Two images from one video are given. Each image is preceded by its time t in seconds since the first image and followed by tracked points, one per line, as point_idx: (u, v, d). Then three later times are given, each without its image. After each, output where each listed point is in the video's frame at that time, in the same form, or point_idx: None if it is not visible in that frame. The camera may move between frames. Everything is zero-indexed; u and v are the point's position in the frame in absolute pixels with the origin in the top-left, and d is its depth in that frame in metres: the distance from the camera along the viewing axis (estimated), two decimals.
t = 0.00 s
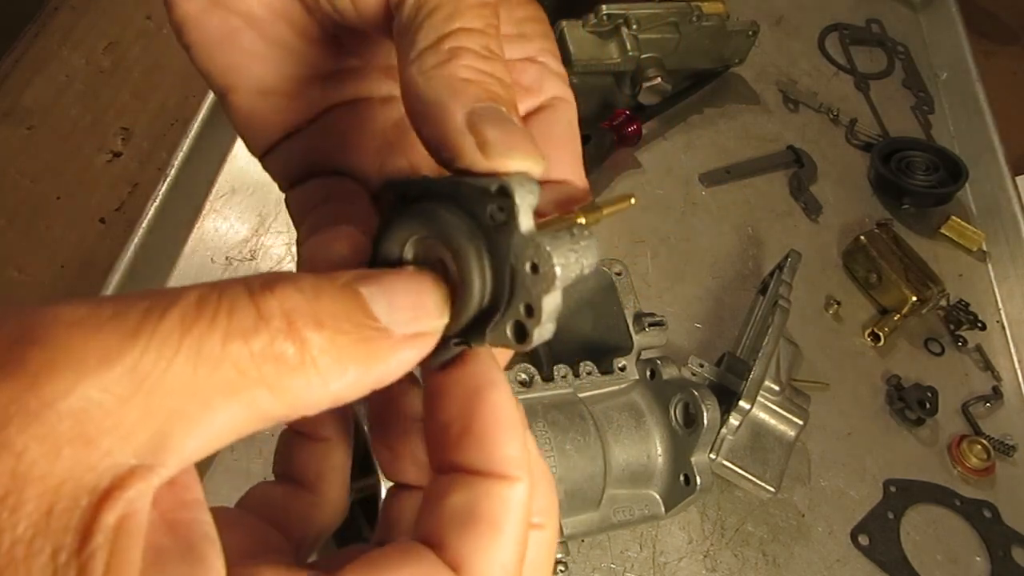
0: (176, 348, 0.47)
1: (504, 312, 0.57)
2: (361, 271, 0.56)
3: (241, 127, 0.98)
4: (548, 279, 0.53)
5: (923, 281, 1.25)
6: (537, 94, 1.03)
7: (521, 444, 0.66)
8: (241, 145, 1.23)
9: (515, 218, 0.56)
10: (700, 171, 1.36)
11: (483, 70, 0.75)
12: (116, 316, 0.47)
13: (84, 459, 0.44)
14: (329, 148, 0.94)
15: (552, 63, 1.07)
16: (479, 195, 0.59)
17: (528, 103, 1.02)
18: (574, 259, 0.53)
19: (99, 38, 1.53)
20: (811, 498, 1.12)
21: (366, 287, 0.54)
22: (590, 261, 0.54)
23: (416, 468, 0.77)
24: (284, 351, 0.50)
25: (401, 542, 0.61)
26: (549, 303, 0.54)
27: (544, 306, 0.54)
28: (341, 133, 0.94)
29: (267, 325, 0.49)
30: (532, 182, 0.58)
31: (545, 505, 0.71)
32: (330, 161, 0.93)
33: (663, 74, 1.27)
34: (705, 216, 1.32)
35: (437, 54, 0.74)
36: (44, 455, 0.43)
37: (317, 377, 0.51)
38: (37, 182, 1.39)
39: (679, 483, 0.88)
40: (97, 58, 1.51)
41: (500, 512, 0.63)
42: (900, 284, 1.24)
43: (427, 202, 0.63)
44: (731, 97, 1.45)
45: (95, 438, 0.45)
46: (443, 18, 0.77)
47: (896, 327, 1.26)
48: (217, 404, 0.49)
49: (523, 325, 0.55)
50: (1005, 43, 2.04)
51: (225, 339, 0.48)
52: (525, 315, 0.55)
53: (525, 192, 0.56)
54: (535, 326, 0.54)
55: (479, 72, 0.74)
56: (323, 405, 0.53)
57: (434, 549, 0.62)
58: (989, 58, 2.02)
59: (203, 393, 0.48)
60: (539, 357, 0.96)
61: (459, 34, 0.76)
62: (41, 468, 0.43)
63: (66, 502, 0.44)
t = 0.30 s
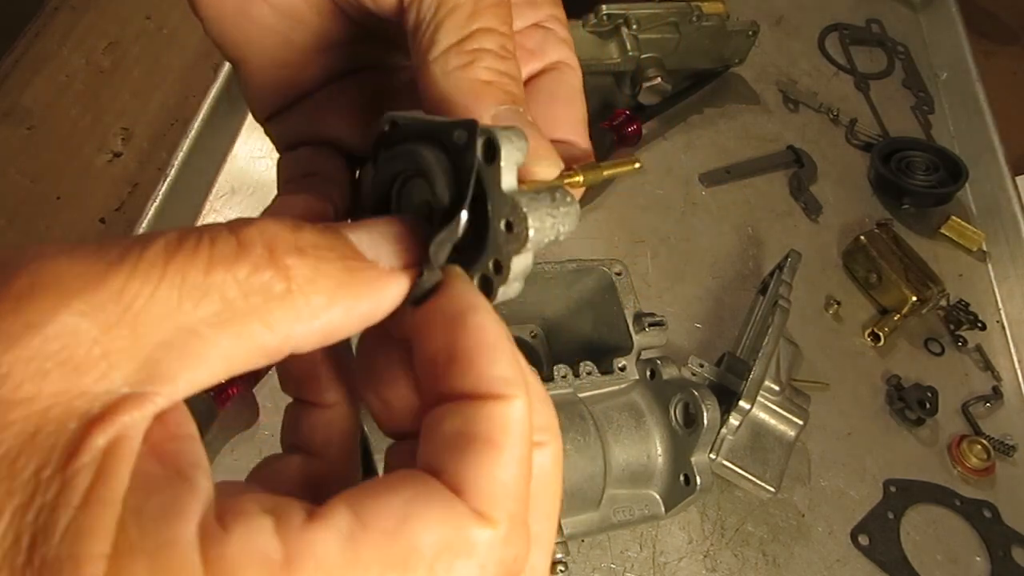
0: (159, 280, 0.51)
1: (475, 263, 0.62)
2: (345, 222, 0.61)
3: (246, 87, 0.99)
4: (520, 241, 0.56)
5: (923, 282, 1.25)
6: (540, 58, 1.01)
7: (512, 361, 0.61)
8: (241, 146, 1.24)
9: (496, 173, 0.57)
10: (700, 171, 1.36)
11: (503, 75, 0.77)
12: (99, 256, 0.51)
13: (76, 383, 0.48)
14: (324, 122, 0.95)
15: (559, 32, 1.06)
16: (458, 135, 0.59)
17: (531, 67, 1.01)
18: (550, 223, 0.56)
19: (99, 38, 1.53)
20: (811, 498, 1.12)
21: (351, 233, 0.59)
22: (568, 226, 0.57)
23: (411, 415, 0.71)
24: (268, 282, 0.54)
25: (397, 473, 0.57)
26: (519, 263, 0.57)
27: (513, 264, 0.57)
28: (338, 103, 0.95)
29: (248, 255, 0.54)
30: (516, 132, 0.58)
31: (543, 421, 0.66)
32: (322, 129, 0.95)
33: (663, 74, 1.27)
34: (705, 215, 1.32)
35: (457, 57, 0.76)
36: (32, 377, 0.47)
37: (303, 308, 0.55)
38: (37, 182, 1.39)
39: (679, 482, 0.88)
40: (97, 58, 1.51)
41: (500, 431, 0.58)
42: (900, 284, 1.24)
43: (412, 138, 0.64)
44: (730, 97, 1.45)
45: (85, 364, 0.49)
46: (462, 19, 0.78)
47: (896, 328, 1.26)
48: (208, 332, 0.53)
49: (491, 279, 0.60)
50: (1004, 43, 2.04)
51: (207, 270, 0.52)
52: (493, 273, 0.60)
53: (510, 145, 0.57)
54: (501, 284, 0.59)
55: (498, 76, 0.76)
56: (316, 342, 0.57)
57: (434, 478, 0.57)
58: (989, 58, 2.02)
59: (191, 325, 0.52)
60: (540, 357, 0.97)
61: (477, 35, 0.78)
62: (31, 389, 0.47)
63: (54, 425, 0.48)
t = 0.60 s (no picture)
0: (142, 256, 0.50)
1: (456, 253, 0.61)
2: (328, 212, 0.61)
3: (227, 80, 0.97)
4: (497, 223, 0.55)
5: (923, 282, 1.25)
6: (527, 46, 1.01)
7: (493, 354, 0.61)
8: (241, 145, 1.23)
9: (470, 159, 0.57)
10: (700, 171, 1.36)
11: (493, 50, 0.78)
12: (82, 231, 0.50)
13: (57, 358, 0.48)
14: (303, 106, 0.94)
15: (546, 20, 1.05)
16: (432, 125, 0.59)
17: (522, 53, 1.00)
18: (525, 205, 0.55)
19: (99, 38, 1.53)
20: (811, 498, 1.12)
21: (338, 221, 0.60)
22: (545, 209, 0.57)
23: (392, 409, 0.72)
24: (252, 262, 0.53)
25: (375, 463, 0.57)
26: (498, 247, 0.56)
27: (492, 249, 0.56)
28: (326, 87, 0.95)
29: (232, 233, 0.53)
30: (487, 120, 0.58)
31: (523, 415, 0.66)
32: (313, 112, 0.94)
33: (663, 74, 1.27)
34: (705, 215, 1.32)
35: (448, 21, 0.77)
36: (13, 351, 0.47)
37: (289, 288, 0.55)
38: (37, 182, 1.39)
39: (679, 483, 0.88)
40: (97, 59, 1.51)
41: (477, 426, 0.58)
42: (900, 284, 1.24)
43: (389, 132, 0.64)
44: (730, 97, 1.45)
45: (67, 338, 0.48)
46: None
47: (896, 327, 1.26)
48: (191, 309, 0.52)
49: (472, 266, 0.59)
50: (1004, 42, 2.04)
51: (191, 249, 0.52)
52: (473, 259, 0.58)
53: (482, 132, 0.57)
54: (484, 268, 0.58)
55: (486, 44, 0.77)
56: (300, 324, 0.57)
57: (410, 468, 0.57)
58: (989, 58, 2.02)
59: (175, 302, 0.51)
60: (540, 357, 0.99)
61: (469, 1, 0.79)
62: (13, 363, 0.47)
63: (34, 402, 0.48)
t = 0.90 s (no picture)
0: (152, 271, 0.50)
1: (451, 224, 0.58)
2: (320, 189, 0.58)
3: (222, 58, 0.96)
4: (494, 191, 0.53)
5: (923, 281, 1.25)
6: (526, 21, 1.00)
7: (483, 350, 0.62)
8: (241, 145, 1.24)
9: (461, 130, 0.54)
10: (700, 171, 1.36)
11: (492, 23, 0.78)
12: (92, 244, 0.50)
13: (69, 388, 0.48)
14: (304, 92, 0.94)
15: None
16: (429, 105, 0.56)
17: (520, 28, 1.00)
18: (521, 170, 0.54)
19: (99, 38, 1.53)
20: (811, 498, 1.12)
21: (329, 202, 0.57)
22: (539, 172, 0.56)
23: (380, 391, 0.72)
24: (258, 274, 0.53)
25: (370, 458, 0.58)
26: (496, 216, 0.55)
27: (492, 218, 0.55)
28: (327, 69, 0.94)
29: (239, 250, 0.52)
30: (478, 87, 0.56)
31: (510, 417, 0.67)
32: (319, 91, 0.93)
33: (663, 74, 1.27)
34: (705, 216, 1.32)
35: None
36: (28, 388, 0.47)
37: (293, 296, 0.54)
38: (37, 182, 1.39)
39: (679, 483, 0.88)
40: (97, 58, 1.51)
41: (466, 421, 0.59)
42: (900, 284, 1.24)
43: (376, 104, 0.60)
44: (731, 97, 1.45)
45: (81, 366, 0.48)
46: None
47: (896, 327, 1.26)
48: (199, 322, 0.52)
49: (470, 236, 0.56)
50: (1004, 43, 2.04)
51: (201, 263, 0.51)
52: (472, 228, 0.56)
53: (474, 101, 0.55)
54: (483, 237, 0.55)
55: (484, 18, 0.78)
56: (305, 322, 0.57)
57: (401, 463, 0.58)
58: (989, 58, 2.02)
59: (185, 315, 0.51)
60: (540, 357, 0.99)
61: None
62: (28, 398, 0.47)
63: (55, 430, 0.48)
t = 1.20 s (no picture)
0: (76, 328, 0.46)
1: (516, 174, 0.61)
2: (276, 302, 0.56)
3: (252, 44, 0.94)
4: (567, 138, 0.59)
5: (923, 281, 1.25)
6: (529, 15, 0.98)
7: (420, 441, 0.62)
8: (241, 145, 1.24)
9: (534, 87, 0.59)
10: (700, 171, 1.36)
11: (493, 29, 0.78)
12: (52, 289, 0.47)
13: None
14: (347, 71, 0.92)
15: None
16: (501, 62, 0.61)
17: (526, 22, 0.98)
18: (585, 125, 0.60)
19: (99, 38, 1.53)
20: (811, 498, 1.12)
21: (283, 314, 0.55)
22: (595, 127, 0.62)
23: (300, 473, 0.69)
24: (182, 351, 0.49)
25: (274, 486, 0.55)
26: (564, 162, 0.60)
27: (561, 163, 0.60)
28: (362, 53, 0.93)
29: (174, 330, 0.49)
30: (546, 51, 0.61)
31: None
32: (348, 83, 0.92)
33: (663, 74, 1.27)
34: (705, 215, 1.32)
35: None
36: None
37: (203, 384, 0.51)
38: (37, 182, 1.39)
39: (679, 482, 0.88)
40: (97, 58, 1.51)
41: (379, 485, 0.58)
42: (900, 284, 1.24)
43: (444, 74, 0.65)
44: (731, 97, 1.45)
45: None
46: None
47: (896, 327, 1.26)
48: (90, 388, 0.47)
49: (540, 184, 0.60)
50: (1004, 43, 2.04)
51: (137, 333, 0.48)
52: (541, 175, 0.60)
53: (545, 62, 0.60)
54: (552, 183, 0.60)
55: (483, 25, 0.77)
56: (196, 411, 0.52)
57: (303, 500, 0.55)
58: (989, 58, 2.02)
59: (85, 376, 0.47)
60: (540, 357, 0.98)
61: None
62: None
63: None
